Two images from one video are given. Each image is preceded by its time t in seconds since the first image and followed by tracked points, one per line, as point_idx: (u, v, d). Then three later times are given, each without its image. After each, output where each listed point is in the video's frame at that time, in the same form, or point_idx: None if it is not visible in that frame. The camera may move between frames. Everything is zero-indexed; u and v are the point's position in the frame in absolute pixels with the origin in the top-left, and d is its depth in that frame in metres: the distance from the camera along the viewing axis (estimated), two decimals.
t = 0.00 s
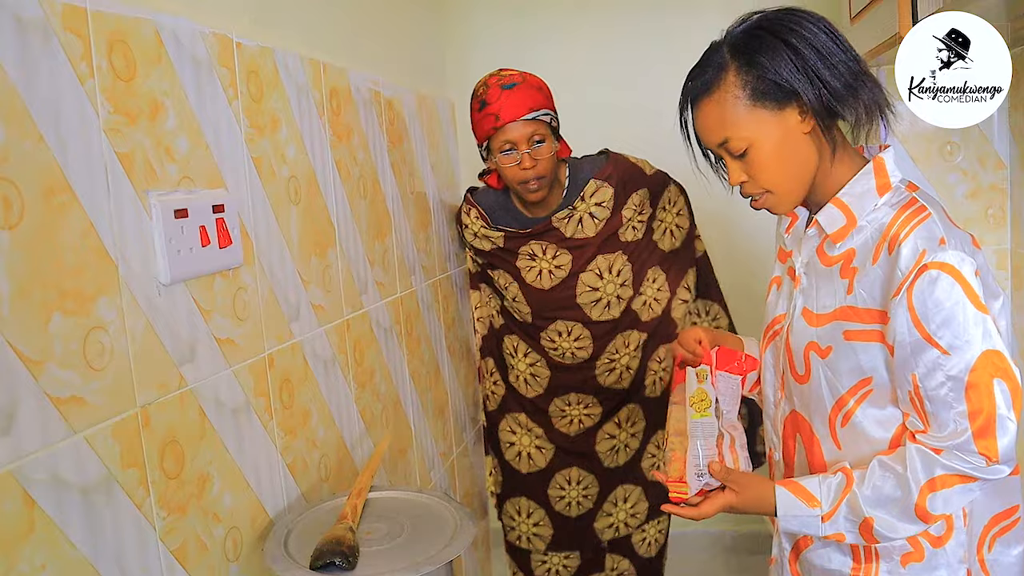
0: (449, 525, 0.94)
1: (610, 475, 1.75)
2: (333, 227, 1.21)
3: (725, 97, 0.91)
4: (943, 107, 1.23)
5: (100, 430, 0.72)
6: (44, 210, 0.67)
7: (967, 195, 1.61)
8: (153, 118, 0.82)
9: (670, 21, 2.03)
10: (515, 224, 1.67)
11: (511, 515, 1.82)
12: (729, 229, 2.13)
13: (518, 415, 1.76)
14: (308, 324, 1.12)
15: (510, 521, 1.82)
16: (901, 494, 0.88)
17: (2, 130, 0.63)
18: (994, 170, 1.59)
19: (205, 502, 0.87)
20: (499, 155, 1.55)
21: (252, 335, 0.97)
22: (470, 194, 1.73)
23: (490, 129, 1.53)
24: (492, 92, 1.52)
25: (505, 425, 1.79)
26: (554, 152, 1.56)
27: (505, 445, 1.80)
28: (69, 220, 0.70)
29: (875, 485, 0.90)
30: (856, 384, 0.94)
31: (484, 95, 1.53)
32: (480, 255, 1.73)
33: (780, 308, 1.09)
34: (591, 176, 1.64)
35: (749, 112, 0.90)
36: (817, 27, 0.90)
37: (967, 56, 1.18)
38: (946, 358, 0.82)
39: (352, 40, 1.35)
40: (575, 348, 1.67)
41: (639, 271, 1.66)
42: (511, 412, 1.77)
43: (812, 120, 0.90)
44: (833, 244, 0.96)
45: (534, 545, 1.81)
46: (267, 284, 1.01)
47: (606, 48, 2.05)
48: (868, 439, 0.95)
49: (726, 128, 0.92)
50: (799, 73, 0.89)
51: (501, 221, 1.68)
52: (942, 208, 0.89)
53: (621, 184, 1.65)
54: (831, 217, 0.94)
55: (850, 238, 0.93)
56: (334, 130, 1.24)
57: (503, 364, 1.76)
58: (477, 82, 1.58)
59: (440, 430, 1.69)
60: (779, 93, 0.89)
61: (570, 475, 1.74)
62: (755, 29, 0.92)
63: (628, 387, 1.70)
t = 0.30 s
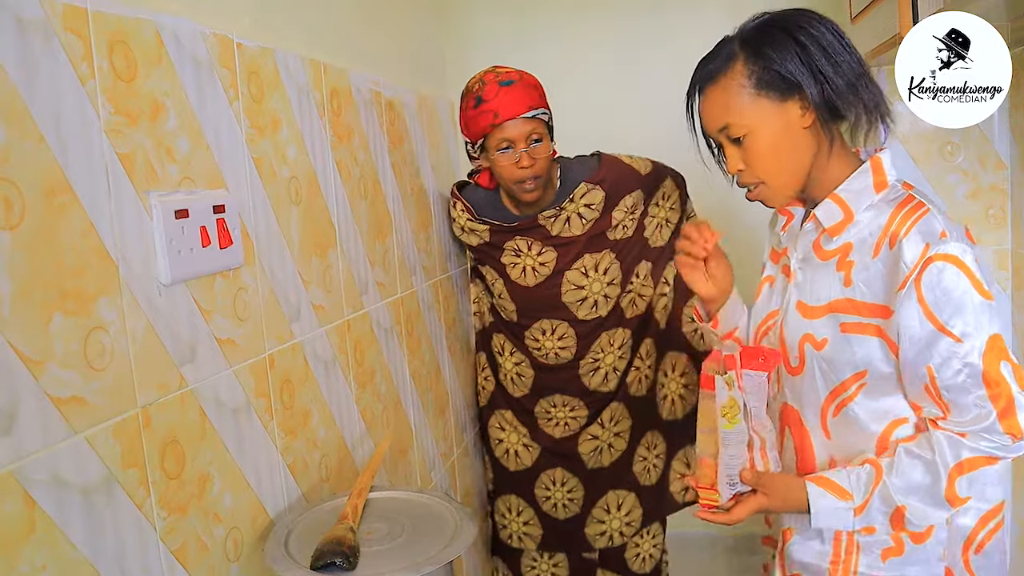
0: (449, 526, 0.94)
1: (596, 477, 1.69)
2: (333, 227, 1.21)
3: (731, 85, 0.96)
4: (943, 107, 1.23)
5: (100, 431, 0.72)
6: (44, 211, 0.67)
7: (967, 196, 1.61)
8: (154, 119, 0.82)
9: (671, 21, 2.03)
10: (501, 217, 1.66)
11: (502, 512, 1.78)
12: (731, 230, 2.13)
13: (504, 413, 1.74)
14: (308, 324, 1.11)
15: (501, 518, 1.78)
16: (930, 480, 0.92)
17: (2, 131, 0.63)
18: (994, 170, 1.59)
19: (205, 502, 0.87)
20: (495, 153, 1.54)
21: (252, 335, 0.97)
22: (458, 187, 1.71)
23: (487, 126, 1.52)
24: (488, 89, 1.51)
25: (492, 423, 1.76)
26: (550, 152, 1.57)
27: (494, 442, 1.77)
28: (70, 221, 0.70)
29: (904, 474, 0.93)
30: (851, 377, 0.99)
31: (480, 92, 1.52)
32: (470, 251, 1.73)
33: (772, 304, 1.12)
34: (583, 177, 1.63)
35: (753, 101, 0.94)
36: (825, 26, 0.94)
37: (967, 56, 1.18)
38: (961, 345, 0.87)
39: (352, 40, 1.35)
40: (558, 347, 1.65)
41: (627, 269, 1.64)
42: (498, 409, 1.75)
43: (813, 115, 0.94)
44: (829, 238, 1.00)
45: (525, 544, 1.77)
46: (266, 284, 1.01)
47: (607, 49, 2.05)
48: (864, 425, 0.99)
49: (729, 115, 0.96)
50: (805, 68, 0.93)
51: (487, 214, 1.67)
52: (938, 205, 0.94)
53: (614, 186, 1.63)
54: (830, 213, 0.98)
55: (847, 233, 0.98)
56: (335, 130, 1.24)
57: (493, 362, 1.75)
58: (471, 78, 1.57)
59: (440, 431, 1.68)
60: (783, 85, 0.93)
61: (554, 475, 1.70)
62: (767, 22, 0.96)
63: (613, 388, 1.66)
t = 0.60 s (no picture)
0: (450, 524, 0.94)
1: (595, 480, 1.68)
2: (333, 226, 1.21)
3: (713, 67, 0.94)
4: (944, 107, 1.14)
5: (101, 430, 0.72)
6: (45, 210, 0.67)
7: (968, 195, 1.55)
8: (154, 118, 0.82)
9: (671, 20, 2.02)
10: (500, 222, 1.68)
11: (506, 509, 1.79)
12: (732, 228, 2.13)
13: (506, 413, 1.74)
14: (308, 323, 1.11)
15: (506, 515, 1.79)
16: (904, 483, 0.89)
17: (2, 130, 0.63)
18: (995, 169, 1.52)
19: (205, 502, 0.87)
20: (491, 152, 1.54)
21: (252, 334, 0.97)
22: (458, 190, 1.74)
23: (484, 125, 1.52)
24: (487, 87, 1.52)
25: (495, 422, 1.76)
26: (548, 153, 1.56)
27: (497, 441, 1.76)
28: (70, 220, 0.70)
29: (877, 478, 0.90)
30: (800, 373, 0.97)
31: (481, 89, 1.52)
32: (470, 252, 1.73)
33: (725, 299, 1.11)
34: (580, 182, 1.63)
35: (731, 86, 0.93)
36: (817, 30, 0.93)
37: (968, 56, 1.10)
38: (924, 348, 0.87)
39: (353, 39, 1.35)
40: (556, 349, 1.64)
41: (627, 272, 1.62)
42: (500, 408, 1.75)
43: (786, 112, 0.93)
44: (792, 236, 0.97)
45: (527, 543, 1.77)
46: (267, 283, 1.01)
47: (607, 48, 2.05)
48: (814, 425, 0.97)
49: (705, 95, 0.94)
50: (786, 65, 0.91)
51: (485, 217, 1.69)
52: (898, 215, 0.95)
53: (613, 190, 1.62)
54: (794, 209, 0.96)
55: (812, 232, 0.96)
56: (335, 129, 1.24)
57: (495, 363, 1.75)
58: (474, 75, 1.58)
59: (440, 429, 1.68)
60: (763, 76, 0.92)
61: (553, 477, 1.69)
62: (761, 14, 0.94)
63: (613, 393, 1.65)
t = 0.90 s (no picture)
0: (449, 524, 0.94)
1: (598, 482, 1.68)
2: (333, 225, 1.21)
3: (701, 71, 1.00)
4: (943, 107, 1.14)
5: (101, 430, 0.72)
6: (45, 209, 0.67)
7: (968, 194, 1.55)
8: (154, 117, 0.82)
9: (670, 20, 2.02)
10: (504, 221, 1.67)
11: (507, 511, 1.79)
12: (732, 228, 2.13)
13: (509, 414, 1.73)
14: (308, 323, 1.11)
15: (507, 518, 1.79)
16: (856, 471, 0.93)
17: (2, 130, 0.63)
18: (994, 168, 1.52)
19: (205, 501, 0.87)
20: (490, 147, 1.55)
21: (252, 334, 0.97)
22: (460, 189, 1.72)
23: (486, 118, 1.53)
24: (494, 81, 1.52)
25: (497, 423, 1.76)
26: (547, 153, 1.54)
27: (499, 442, 1.76)
28: (70, 219, 0.70)
29: (835, 465, 0.94)
30: (782, 365, 1.01)
31: (487, 83, 1.53)
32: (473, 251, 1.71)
33: (707, 288, 1.13)
34: (585, 182, 1.61)
35: (718, 89, 0.99)
36: (796, 33, 1.00)
37: (967, 56, 1.10)
38: (891, 343, 0.92)
39: (352, 39, 1.35)
40: (560, 351, 1.63)
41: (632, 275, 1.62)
42: (502, 409, 1.74)
43: (771, 111, 1.00)
44: (778, 230, 1.03)
45: (529, 545, 1.77)
46: (267, 283, 1.01)
47: (606, 48, 2.05)
48: (791, 413, 1.02)
49: (693, 98, 1.00)
50: (771, 66, 0.99)
51: (490, 217, 1.68)
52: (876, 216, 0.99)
53: (618, 192, 1.60)
54: (781, 205, 1.02)
55: (796, 226, 1.01)
56: (334, 129, 1.24)
57: (499, 362, 1.75)
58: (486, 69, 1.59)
59: (440, 429, 1.68)
60: (748, 78, 0.99)
61: (556, 479, 1.69)
62: (745, 20, 1.02)
63: (617, 395, 1.65)
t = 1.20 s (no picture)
0: (450, 523, 0.94)
1: (608, 482, 1.69)
2: (333, 224, 1.21)
3: (700, 69, 1.06)
4: (943, 107, 1.14)
5: (102, 428, 0.72)
6: (46, 208, 0.67)
7: (968, 194, 1.55)
8: (154, 116, 0.82)
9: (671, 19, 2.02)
10: (505, 230, 1.67)
11: (514, 515, 1.78)
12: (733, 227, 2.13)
13: (516, 417, 1.73)
14: (309, 322, 1.12)
15: (514, 521, 1.78)
16: (852, 455, 0.99)
17: (3, 129, 0.63)
18: (995, 168, 1.52)
19: (206, 499, 0.87)
20: (487, 152, 1.55)
21: (252, 333, 0.97)
22: (459, 199, 1.72)
23: (483, 123, 1.54)
24: (490, 86, 1.53)
25: (503, 427, 1.75)
26: (544, 157, 1.54)
27: (505, 445, 1.76)
28: (71, 218, 0.70)
29: (830, 451, 1.00)
30: (771, 352, 1.07)
31: (485, 89, 1.54)
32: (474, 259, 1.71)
33: (698, 276, 1.19)
34: (587, 186, 1.60)
35: (716, 88, 1.04)
36: (787, 34, 1.07)
37: (967, 56, 1.10)
38: (880, 333, 0.98)
39: (353, 38, 1.35)
40: (568, 354, 1.63)
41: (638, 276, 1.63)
42: (509, 412, 1.74)
43: (765, 110, 1.06)
44: (767, 223, 1.08)
45: (538, 547, 1.76)
46: (267, 282, 1.01)
47: (607, 47, 2.04)
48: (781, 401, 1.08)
49: (692, 95, 1.05)
50: (767, 67, 1.05)
51: (491, 227, 1.68)
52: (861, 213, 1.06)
53: (620, 195, 1.60)
54: (771, 200, 1.08)
55: (785, 220, 1.07)
56: (335, 128, 1.24)
57: (504, 366, 1.74)
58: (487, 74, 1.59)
59: (441, 428, 1.69)
60: (745, 77, 1.05)
61: (566, 480, 1.69)
62: (740, 21, 1.08)
63: (625, 396, 1.66)
